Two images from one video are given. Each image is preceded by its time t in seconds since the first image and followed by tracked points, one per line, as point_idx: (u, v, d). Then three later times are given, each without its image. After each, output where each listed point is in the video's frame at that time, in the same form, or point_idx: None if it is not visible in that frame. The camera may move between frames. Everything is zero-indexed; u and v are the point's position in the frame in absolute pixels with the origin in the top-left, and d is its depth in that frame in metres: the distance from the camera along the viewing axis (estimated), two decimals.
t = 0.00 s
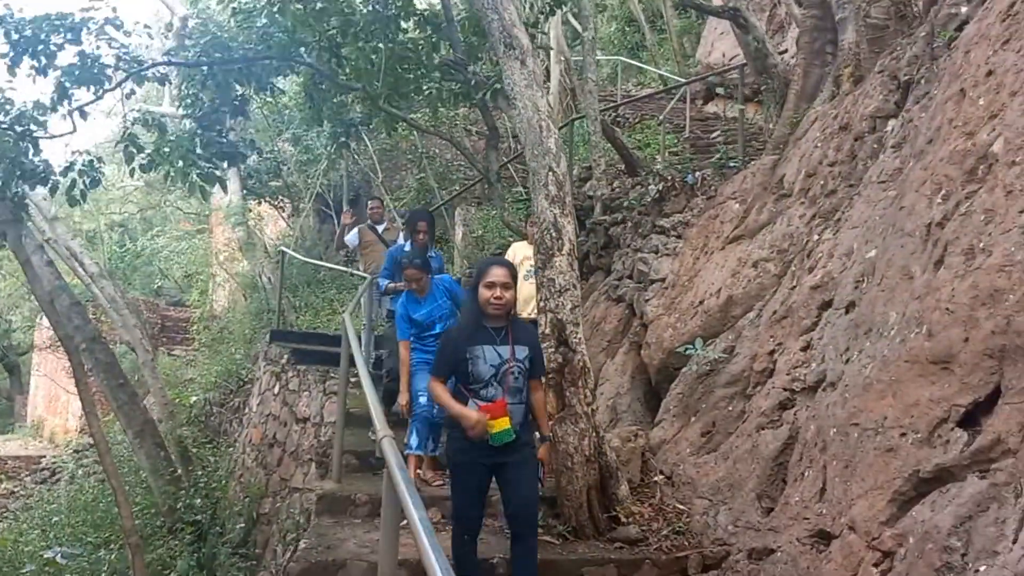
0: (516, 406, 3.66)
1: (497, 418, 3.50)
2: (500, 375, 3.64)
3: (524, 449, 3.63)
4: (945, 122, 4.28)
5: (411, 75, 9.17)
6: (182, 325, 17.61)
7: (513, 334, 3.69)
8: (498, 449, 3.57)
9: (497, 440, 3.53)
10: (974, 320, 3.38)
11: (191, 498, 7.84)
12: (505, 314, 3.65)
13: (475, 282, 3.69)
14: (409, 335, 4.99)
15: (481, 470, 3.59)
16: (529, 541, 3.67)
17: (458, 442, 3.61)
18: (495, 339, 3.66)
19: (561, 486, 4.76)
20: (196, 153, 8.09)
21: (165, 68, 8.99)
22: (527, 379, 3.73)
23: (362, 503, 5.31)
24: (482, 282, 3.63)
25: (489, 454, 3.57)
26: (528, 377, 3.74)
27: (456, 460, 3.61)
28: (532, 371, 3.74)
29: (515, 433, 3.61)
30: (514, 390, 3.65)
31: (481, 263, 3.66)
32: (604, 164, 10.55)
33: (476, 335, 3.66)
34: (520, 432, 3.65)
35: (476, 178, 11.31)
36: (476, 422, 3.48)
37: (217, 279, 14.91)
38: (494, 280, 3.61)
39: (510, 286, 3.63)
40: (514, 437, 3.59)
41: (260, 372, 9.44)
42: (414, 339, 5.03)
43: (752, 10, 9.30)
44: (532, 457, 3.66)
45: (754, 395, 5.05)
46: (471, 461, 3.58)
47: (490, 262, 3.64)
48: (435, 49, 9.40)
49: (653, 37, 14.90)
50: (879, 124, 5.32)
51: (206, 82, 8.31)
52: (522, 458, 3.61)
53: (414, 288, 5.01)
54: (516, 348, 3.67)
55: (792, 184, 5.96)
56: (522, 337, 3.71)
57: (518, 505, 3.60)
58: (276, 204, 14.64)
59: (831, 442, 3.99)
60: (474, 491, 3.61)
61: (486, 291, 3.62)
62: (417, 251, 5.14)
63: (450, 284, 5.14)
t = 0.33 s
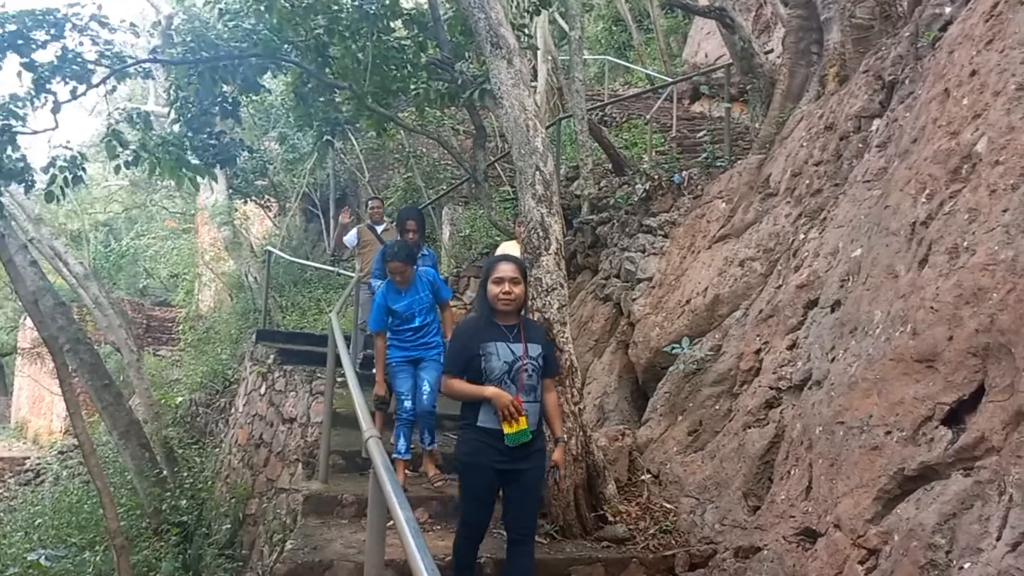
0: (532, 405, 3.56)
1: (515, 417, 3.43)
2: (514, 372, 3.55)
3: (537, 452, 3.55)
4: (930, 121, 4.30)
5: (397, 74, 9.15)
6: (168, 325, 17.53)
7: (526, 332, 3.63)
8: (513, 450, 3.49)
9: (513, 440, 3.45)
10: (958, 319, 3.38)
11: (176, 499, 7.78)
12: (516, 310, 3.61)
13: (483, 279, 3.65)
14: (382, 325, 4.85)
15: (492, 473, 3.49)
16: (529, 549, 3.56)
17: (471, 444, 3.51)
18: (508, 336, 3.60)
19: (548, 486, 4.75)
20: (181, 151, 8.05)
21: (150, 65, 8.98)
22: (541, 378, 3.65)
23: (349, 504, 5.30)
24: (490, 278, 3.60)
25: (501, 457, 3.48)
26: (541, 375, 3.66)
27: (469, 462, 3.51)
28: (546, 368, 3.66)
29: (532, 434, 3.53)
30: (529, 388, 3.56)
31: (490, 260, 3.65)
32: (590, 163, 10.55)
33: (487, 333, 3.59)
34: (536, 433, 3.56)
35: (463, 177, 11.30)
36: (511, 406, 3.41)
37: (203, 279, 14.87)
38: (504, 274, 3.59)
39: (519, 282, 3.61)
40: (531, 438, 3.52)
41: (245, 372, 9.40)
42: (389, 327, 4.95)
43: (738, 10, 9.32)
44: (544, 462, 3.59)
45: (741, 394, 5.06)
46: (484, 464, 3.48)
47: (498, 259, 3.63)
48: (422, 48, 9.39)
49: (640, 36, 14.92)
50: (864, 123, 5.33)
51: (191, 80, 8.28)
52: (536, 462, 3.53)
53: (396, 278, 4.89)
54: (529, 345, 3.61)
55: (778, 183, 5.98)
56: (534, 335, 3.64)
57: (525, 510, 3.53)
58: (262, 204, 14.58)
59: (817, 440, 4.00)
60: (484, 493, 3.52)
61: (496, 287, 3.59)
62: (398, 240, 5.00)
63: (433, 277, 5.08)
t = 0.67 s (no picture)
0: (531, 400, 3.56)
1: (514, 414, 3.44)
2: (512, 369, 3.56)
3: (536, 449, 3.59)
4: (904, 120, 4.33)
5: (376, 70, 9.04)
6: (141, 324, 17.37)
7: (523, 328, 3.64)
8: (512, 446, 3.50)
9: (513, 437, 3.46)
10: (931, 315, 3.40)
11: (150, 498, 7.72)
12: (512, 306, 3.62)
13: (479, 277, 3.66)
14: (362, 328, 4.79)
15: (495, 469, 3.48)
16: (516, 547, 3.65)
17: (471, 439, 3.51)
18: (505, 332, 3.60)
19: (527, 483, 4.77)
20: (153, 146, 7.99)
21: (123, 60, 8.94)
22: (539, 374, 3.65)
23: (326, 503, 5.29)
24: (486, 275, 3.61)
25: (503, 452, 3.49)
26: (539, 372, 3.66)
27: (473, 459, 3.49)
28: (545, 364, 3.67)
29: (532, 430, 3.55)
30: (527, 383, 3.56)
31: (487, 258, 3.67)
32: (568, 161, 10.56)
33: (484, 329, 3.60)
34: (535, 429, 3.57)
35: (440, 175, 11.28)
36: (509, 401, 3.42)
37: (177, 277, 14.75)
38: (501, 270, 3.59)
39: (515, 279, 3.62)
40: (530, 435, 3.54)
41: (221, 371, 9.32)
42: (369, 331, 4.83)
43: (715, 9, 9.37)
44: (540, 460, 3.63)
45: (718, 391, 5.09)
46: (486, 459, 3.48)
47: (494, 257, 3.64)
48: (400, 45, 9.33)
49: (617, 35, 14.96)
50: (839, 122, 5.37)
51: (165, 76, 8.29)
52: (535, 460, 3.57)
53: (382, 281, 4.84)
54: (526, 341, 3.61)
55: (754, 181, 6.01)
56: (532, 332, 3.66)
57: (520, 509, 3.58)
58: (238, 201, 14.49)
59: (793, 436, 4.01)
60: (491, 494, 3.48)
61: (492, 284, 3.60)
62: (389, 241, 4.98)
63: (419, 284, 5.02)
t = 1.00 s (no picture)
0: (527, 404, 3.56)
1: (514, 420, 3.41)
2: (508, 373, 3.52)
3: (536, 455, 3.56)
4: (879, 120, 4.38)
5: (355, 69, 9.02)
6: (118, 325, 17.25)
7: (516, 331, 3.61)
8: (511, 453, 3.47)
9: (512, 444, 3.43)
10: (907, 313, 3.43)
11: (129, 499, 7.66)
12: (503, 309, 3.59)
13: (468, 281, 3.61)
14: (354, 335, 4.61)
15: (495, 476, 3.45)
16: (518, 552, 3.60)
17: (470, 447, 3.47)
18: (499, 337, 3.57)
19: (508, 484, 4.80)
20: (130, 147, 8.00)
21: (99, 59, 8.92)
22: (534, 377, 3.64)
23: (306, 504, 5.27)
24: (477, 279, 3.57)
25: (502, 459, 3.46)
26: (534, 375, 3.64)
27: (475, 467, 3.45)
28: (540, 367, 3.66)
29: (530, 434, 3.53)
30: (523, 387, 3.54)
31: (475, 263, 3.62)
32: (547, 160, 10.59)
33: (478, 335, 3.55)
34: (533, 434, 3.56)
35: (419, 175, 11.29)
36: (508, 408, 3.39)
37: (154, 277, 14.64)
38: (491, 274, 3.56)
39: (506, 282, 3.58)
40: (529, 442, 3.51)
41: (199, 372, 9.26)
42: (360, 339, 4.66)
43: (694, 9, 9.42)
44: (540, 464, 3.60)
45: (697, 389, 5.11)
46: (487, 467, 3.44)
47: (483, 261, 3.59)
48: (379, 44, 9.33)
49: (596, 34, 15.00)
50: (816, 122, 5.40)
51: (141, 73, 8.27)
52: (535, 468, 3.54)
53: (374, 287, 4.70)
54: (520, 344, 3.58)
55: (733, 180, 6.05)
56: (526, 335, 3.63)
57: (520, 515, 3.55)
58: (216, 201, 14.43)
59: (772, 434, 4.04)
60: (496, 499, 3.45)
61: (483, 288, 3.56)
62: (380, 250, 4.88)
63: (411, 294, 4.86)
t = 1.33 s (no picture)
0: (540, 447, 3.44)
1: (525, 465, 3.27)
2: (519, 415, 3.42)
3: (548, 501, 3.40)
4: (874, 115, 4.38)
5: (347, 66, 9.03)
6: (113, 323, 17.25)
7: (526, 370, 3.52)
8: (520, 500, 3.33)
9: (524, 490, 3.29)
10: (901, 308, 3.43)
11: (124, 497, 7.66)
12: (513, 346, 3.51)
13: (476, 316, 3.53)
14: (343, 334, 4.60)
15: (503, 523, 3.31)
16: None
17: (478, 493, 3.33)
18: (509, 375, 3.47)
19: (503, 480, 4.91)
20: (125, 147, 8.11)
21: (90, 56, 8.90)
22: (546, 419, 3.52)
23: (301, 501, 5.26)
24: (485, 315, 3.49)
25: (510, 506, 3.32)
26: (546, 417, 3.53)
27: (481, 514, 3.30)
28: (551, 409, 3.56)
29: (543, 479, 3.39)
30: (536, 430, 3.43)
31: (482, 295, 3.55)
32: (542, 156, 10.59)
33: (487, 374, 3.45)
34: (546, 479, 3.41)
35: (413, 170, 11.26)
36: (520, 451, 3.25)
37: (149, 275, 14.62)
38: (499, 308, 3.48)
39: (515, 317, 3.50)
40: (541, 488, 3.36)
41: (194, 369, 9.24)
42: (351, 337, 4.65)
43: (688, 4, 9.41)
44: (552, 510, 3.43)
45: (692, 385, 5.11)
46: (494, 515, 3.30)
47: (490, 293, 3.52)
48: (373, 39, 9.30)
49: (591, 31, 15.00)
50: (810, 117, 5.40)
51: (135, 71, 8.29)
52: (547, 514, 3.37)
53: (364, 281, 4.66)
54: (532, 384, 3.49)
55: (727, 176, 6.05)
56: (537, 374, 3.53)
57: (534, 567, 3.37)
58: (211, 199, 14.45)
59: (766, 429, 4.04)
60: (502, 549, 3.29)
61: (491, 323, 3.48)
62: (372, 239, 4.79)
63: (404, 291, 4.83)
